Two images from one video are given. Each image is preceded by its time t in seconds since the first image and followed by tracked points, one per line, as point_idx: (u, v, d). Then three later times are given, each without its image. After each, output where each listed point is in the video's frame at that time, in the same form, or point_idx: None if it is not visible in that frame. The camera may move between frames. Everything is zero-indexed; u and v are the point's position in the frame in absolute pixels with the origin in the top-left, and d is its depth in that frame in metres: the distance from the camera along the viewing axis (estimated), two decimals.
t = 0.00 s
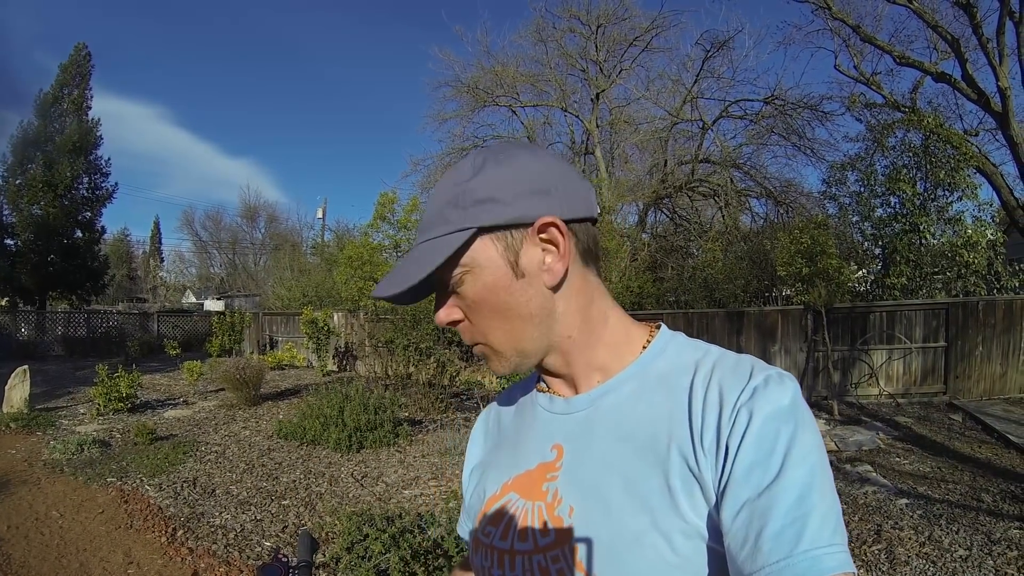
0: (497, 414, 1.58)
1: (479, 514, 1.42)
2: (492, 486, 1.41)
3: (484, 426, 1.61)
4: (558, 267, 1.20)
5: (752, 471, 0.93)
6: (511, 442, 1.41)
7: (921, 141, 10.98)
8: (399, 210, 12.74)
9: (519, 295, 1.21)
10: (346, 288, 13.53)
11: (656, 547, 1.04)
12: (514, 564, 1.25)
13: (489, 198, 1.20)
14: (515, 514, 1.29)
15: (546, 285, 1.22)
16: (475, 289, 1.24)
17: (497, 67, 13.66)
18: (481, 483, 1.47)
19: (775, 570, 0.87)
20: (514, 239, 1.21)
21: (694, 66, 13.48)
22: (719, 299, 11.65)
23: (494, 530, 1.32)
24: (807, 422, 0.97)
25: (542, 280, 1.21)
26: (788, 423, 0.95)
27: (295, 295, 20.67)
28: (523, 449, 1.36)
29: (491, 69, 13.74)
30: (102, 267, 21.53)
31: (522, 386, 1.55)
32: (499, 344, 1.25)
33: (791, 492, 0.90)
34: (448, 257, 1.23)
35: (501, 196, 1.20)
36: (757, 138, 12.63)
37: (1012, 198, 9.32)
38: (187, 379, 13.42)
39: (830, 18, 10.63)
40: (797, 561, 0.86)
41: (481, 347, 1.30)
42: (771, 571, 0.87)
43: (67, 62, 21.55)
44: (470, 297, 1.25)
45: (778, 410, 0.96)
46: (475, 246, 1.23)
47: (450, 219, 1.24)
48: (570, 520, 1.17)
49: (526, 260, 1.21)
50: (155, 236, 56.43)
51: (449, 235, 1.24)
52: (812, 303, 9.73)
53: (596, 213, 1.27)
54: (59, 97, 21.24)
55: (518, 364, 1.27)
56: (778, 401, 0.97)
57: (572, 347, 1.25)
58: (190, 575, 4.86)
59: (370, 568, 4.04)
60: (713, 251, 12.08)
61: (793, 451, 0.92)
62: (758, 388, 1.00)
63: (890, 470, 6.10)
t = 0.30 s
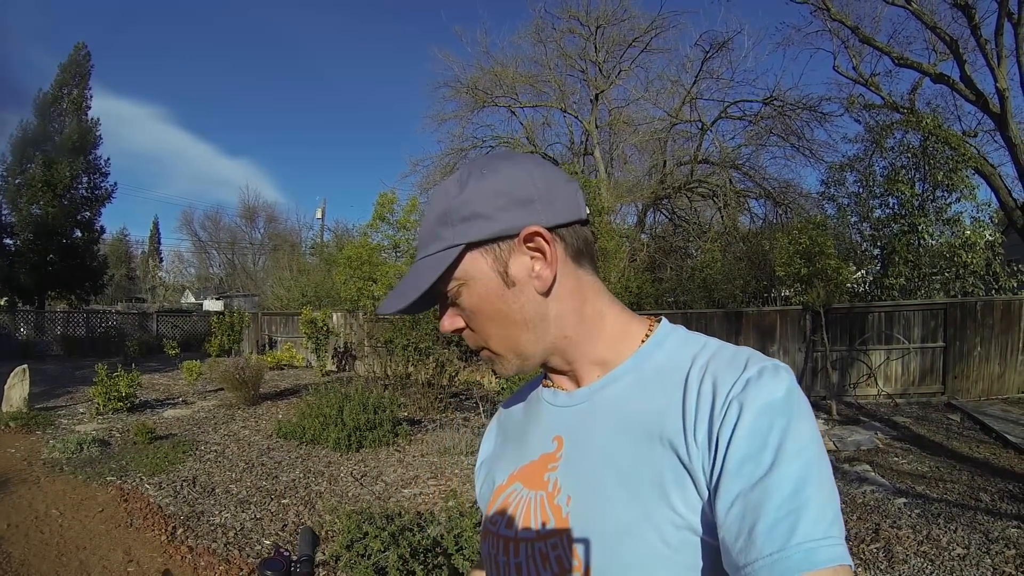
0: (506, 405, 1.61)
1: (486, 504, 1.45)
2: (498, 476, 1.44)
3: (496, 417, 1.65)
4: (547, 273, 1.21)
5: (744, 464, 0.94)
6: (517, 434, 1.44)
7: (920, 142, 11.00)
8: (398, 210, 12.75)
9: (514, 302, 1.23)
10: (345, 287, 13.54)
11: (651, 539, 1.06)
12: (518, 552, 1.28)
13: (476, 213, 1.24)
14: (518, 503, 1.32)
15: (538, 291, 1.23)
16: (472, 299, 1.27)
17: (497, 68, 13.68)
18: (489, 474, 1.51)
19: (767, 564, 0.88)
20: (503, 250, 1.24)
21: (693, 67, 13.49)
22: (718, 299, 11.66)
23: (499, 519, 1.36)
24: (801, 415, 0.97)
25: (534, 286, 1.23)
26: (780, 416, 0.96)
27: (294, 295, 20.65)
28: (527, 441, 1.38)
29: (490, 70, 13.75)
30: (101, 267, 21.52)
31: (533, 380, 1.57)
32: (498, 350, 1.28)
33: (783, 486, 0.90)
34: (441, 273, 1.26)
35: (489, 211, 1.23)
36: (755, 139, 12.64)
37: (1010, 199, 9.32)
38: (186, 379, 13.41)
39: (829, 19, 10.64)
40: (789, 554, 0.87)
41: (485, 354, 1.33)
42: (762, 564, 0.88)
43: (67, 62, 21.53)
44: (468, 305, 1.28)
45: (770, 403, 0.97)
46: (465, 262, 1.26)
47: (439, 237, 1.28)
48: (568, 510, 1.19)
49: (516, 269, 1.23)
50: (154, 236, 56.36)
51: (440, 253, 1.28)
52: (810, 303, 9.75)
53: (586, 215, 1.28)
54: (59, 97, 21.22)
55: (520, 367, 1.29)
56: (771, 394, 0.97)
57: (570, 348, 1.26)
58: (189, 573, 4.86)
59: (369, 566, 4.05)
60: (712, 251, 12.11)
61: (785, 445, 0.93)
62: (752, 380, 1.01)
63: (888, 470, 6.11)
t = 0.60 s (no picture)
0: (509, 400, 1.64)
1: (486, 498, 1.47)
2: (500, 470, 1.46)
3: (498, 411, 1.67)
4: (588, 249, 1.26)
5: (744, 460, 0.94)
6: (519, 428, 1.45)
7: (918, 142, 11.02)
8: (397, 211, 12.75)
9: (553, 271, 1.24)
10: (343, 288, 13.55)
11: (649, 534, 1.06)
12: (515, 544, 1.29)
13: (523, 179, 1.24)
14: (517, 497, 1.34)
15: (576, 266, 1.26)
16: (504, 265, 1.26)
17: (495, 68, 13.67)
18: (491, 469, 1.52)
19: (767, 561, 0.88)
20: (550, 218, 1.25)
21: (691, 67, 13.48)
22: (716, 299, 11.73)
23: (499, 512, 1.37)
24: (801, 412, 0.97)
25: (574, 260, 1.26)
26: (781, 414, 0.96)
27: (292, 295, 20.63)
28: (528, 435, 1.40)
29: (488, 70, 13.75)
30: (99, 267, 21.49)
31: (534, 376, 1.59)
32: (522, 318, 1.27)
33: (783, 481, 0.90)
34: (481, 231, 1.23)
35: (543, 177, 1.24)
36: (753, 139, 12.64)
37: (1007, 200, 9.33)
38: (184, 379, 13.39)
39: (827, 20, 10.64)
40: (789, 551, 0.87)
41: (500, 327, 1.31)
42: (761, 560, 0.88)
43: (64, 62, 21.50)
44: (498, 272, 1.27)
45: (770, 400, 0.97)
46: (514, 221, 1.25)
47: (488, 190, 1.25)
48: (566, 504, 1.20)
49: (561, 240, 1.26)
50: (151, 236, 56.25)
51: (489, 205, 1.25)
52: (808, 303, 9.74)
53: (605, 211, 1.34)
54: (56, 96, 21.18)
55: (540, 342, 1.28)
56: (772, 391, 0.98)
57: (591, 329, 1.28)
58: (186, 573, 4.85)
59: (367, 566, 4.06)
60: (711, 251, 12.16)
61: (786, 442, 0.93)
62: (752, 376, 1.01)
63: (886, 470, 6.12)
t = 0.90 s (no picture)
0: (507, 402, 1.68)
1: (483, 499, 1.48)
2: (498, 467, 1.48)
3: (496, 414, 1.70)
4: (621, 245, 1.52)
5: (737, 453, 0.96)
6: (518, 428, 1.48)
7: (917, 143, 11.05)
8: (396, 212, 12.76)
9: (614, 248, 1.43)
10: (341, 289, 13.56)
11: (642, 528, 1.07)
12: (514, 541, 1.29)
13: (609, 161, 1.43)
14: (514, 494, 1.35)
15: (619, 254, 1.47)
16: (584, 224, 1.39)
17: (493, 69, 13.67)
18: (488, 469, 1.54)
19: (761, 551, 0.88)
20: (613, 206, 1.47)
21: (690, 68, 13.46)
22: (715, 300, 11.78)
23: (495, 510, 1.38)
24: (792, 406, 0.99)
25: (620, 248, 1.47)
26: (772, 407, 0.98)
27: (291, 296, 20.59)
28: (526, 433, 1.43)
29: (487, 71, 13.76)
30: (98, 268, 21.49)
31: (528, 378, 1.67)
32: (589, 276, 1.37)
33: (776, 472, 0.92)
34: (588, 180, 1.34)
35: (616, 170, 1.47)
36: (752, 140, 12.64)
37: (1006, 201, 9.34)
38: (183, 380, 13.37)
39: (826, 21, 10.65)
40: (782, 540, 0.87)
41: (562, 280, 1.38)
42: (755, 552, 0.88)
43: (63, 63, 21.49)
44: (576, 229, 1.40)
45: (760, 394, 1.00)
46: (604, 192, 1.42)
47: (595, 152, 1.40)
48: (563, 499, 1.21)
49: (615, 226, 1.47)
50: (150, 238, 56.18)
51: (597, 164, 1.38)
52: (807, 304, 9.70)
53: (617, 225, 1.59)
54: (55, 97, 21.17)
55: (593, 307, 1.38)
56: (763, 385, 1.01)
57: (621, 313, 1.41)
58: (185, 574, 4.84)
59: (365, 567, 4.06)
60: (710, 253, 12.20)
61: (777, 435, 0.95)
62: (743, 370, 1.04)
63: (885, 470, 6.12)
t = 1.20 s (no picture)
0: (505, 407, 1.67)
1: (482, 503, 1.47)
2: (497, 471, 1.47)
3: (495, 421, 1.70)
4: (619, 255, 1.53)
5: (734, 456, 0.97)
6: (518, 432, 1.48)
7: (915, 146, 11.07)
8: (395, 215, 12.77)
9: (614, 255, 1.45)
10: (340, 291, 13.56)
11: (642, 531, 1.07)
12: (516, 544, 1.28)
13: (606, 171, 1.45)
14: (516, 497, 1.35)
15: (619, 263, 1.49)
16: (586, 232, 1.40)
17: (492, 72, 13.69)
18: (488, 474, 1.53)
19: (757, 553, 0.88)
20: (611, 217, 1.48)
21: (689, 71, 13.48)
22: (713, 303, 11.89)
23: (496, 513, 1.37)
24: (788, 410, 1.00)
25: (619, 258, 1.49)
26: (768, 410, 0.99)
27: (289, 298, 20.54)
28: (527, 436, 1.42)
29: (486, 74, 13.78)
30: (97, 269, 21.46)
31: (527, 383, 1.68)
32: (591, 284, 1.38)
33: (772, 475, 0.92)
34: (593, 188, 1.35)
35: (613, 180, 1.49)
36: (750, 143, 12.66)
37: (1004, 204, 9.36)
38: (181, 382, 13.35)
39: (824, 24, 10.68)
40: (778, 542, 0.87)
41: (566, 288, 1.38)
42: (751, 552, 0.89)
43: (62, 64, 21.47)
44: (579, 236, 1.40)
45: (757, 398, 1.01)
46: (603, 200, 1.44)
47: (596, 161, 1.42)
48: (565, 503, 1.21)
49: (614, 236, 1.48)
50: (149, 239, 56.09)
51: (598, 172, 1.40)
52: (806, 307, 9.70)
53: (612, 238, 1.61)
54: (55, 98, 21.14)
55: (596, 314, 1.38)
56: (758, 389, 1.02)
57: (621, 320, 1.42)
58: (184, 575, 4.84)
59: (364, 569, 4.06)
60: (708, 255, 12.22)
61: (773, 438, 0.95)
62: (739, 375, 1.06)
63: (883, 472, 6.13)
